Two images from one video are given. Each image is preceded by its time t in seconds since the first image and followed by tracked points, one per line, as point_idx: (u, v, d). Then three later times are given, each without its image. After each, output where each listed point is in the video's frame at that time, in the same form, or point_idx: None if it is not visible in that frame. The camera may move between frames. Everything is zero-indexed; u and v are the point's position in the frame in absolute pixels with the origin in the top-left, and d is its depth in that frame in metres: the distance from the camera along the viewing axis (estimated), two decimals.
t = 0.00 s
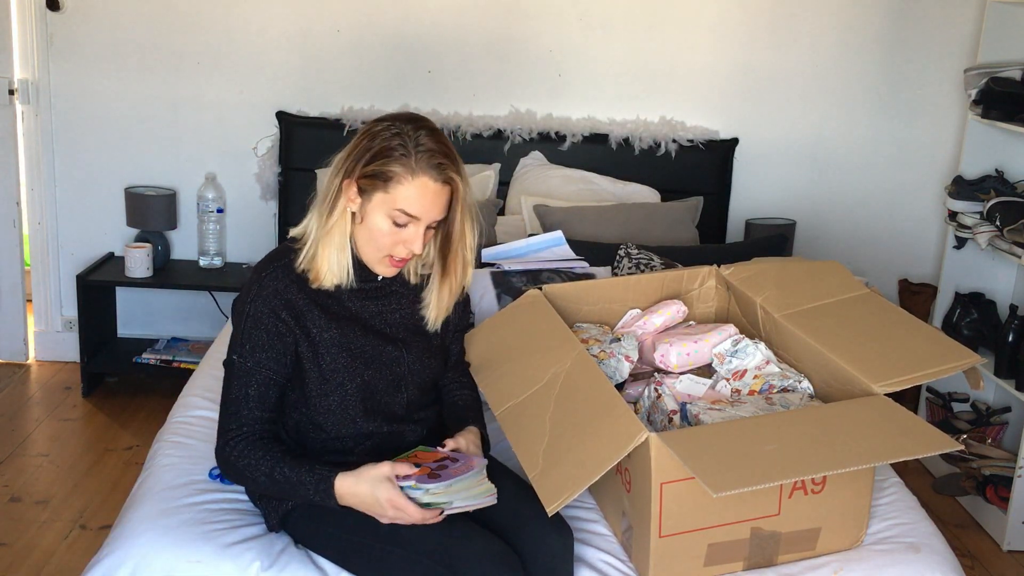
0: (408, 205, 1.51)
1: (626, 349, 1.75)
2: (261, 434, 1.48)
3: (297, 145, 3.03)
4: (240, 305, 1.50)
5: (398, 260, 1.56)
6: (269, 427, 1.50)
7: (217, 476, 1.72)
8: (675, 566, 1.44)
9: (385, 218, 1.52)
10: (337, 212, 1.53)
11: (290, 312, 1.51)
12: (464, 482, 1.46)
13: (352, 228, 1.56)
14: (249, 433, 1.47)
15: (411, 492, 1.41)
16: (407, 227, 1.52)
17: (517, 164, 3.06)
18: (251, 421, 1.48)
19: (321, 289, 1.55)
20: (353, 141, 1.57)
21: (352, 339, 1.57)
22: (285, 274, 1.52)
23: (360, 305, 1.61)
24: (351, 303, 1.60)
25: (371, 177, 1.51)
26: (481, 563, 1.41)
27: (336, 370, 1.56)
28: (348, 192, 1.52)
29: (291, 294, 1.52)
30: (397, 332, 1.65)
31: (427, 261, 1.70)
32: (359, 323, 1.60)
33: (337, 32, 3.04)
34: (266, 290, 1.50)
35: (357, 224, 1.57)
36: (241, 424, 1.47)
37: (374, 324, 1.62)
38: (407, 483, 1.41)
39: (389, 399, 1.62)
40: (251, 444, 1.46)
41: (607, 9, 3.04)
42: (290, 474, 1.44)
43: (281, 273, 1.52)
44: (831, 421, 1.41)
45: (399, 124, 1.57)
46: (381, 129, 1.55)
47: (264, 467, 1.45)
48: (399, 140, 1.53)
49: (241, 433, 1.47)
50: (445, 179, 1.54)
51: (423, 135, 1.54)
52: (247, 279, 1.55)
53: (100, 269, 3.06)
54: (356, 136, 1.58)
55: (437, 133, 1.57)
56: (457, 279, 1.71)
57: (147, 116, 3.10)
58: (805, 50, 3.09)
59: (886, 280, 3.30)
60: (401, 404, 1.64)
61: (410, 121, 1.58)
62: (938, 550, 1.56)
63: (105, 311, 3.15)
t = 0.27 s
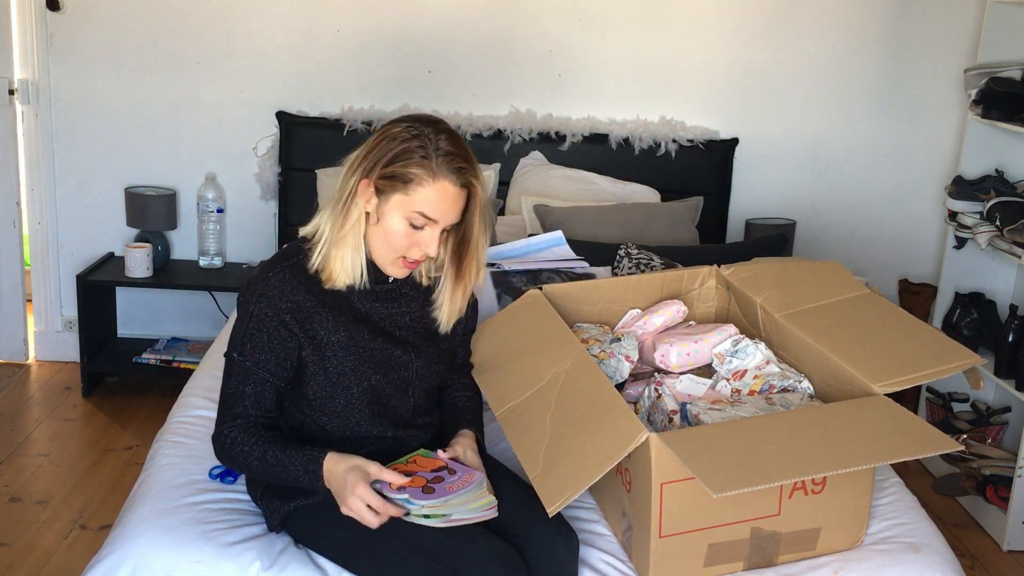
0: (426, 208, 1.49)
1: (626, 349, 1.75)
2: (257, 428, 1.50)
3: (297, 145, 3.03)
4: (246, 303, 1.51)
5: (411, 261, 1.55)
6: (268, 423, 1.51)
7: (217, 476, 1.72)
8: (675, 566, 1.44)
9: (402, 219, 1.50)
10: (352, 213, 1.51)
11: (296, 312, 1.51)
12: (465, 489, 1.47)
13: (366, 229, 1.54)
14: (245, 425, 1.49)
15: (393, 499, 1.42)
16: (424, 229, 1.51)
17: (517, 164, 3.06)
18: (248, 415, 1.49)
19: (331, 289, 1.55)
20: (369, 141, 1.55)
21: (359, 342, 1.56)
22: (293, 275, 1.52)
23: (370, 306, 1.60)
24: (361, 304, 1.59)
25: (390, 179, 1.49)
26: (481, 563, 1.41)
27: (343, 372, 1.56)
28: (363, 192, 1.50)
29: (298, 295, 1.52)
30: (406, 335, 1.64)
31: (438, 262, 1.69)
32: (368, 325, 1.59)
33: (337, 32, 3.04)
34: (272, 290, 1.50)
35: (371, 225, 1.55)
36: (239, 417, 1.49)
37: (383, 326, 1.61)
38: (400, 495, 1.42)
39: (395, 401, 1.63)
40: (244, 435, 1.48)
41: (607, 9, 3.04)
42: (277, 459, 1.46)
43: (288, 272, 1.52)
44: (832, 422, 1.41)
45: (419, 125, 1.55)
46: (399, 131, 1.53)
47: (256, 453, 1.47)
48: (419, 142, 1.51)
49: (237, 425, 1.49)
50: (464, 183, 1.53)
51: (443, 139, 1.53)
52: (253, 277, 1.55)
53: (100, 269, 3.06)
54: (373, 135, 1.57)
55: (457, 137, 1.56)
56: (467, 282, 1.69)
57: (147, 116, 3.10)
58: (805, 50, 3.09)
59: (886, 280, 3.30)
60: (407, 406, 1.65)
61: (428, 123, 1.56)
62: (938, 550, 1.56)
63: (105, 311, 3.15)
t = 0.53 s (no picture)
0: (434, 218, 1.49)
1: (626, 349, 1.75)
2: (256, 428, 1.51)
3: (297, 145, 3.03)
4: (249, 304, 1.51)
5: (416, 267, 1.54)
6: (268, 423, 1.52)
7: (217, 476, 1.72)
8: (675, 567, 1.44)
9: (409, 227, 1.50)
10: (359, 217, 1.50)
11: (299, 316, 1.51)
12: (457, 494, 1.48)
13: (372, 234, 1.53)
14: (244, 425, 1.50)
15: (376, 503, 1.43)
16: (430, 238, 1.51)
17: (517, 164, 3.06)
18: (248, 416, 1.51)
19: (336, 291, 1.54)
20: (381, 146, 1.54)
21: (362, 346, 1.56)
22: (297, 278, 1.52)
23: (375, 310, 1.59)
24: (365, 308, 1.58)
25: (400, 187, 1.48)
26: (481, 563, 1.41)
27: (345, 376, 1.56)
28: (373, 198, 1.50)
29: (303, 299, 1.52)
30: (410, 339, 1.64)
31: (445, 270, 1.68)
32: (372, 329, 1.59)
33: (337, 32, 3.04)
34: (276, 293, 1.50)
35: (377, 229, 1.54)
36: (240, 417, 1.51)
37: (387, 330, 1.61)
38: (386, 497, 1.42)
39: (398, 405, 1.63)
40: (243, 435, 1.50)
41: (607, 8, 3.04)
42: (274, 459, 1.48)
43: (293, 275, 1.52)
44: (833, 421, 1.41)
45: (432, 134, 1.55)
46: (413, 139, 1.53)
47: (256, 454, 1.48)
48: (431, 151, 1.51)
49: (237, 425, 1.50)
50: (474, 195, 1.54)
51: (456, 149, 1.53)
52: (258, 276, 1.55)
53: (100, 269, 3.06)
54: (385, 140, 1.56)
55: (470, 148, 1.56)
56: (480, 296, 1.71)
57: (147, 116, 3.10)
58: (805, 49, 3.09)
59: (886, 280, 3.30)
60: (409, 409, 1.65)
61: (442, 132, 1.56)
62: (938, 550, 1.56)
63: (105, 311, 3.15)
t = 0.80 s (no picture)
0: (440, 221, 1.48)
1: (626, 349, 1.75)
2: (258, 428, 1.51)
3: (297, 145, 3.03)
4: (252, 305, 1.51)
5: (421, 270, 1.54)
6: (270, 424, 1.52)
7: (218, 476, 1.72)
8: (675, 567, 1.44)
9: (415, 230, 1.49)
10: (365, 219, 1.50)
11: (301, 317, 1.51)
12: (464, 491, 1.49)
13: (378, 237, 1.53)
14: (245, 425, 1.50)
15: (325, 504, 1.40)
16: (436, 242, 1.50)
17: (517, 164, 3.06)
18: (249, 416, 1.51)
19: (340, 293, 1.54)
20: (388, 148, 1.54)
21: (365, 348, 1.57)
22: (300, 279, 1.52)
23: (378, 312, 1.59)
24: (368, 310, 1.58)
25: (407, 190, 1.48)
26: (482, 563, 1.41)
27: (347, 377, 1.56)
28: (380, 200, 1.49)
29: (306, 301, 1.52)
30: (412, 341, 1.64)
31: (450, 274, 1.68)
32: (375, 330, 1.59)
33: (337, 32, 3.04)
34: (278, 294, 1.50)
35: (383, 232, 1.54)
36: (240, 418, 1.51)
37: (390, 332, 1.61)
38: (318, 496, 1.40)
39: (400, 406, 1.63)
40: (245, 436, 1.50)
41: (608, 8, 3.04)
42: (265, 458, 1.47)
43: (297, 276, 1.52)
44: (833, 421, 1.41)
45: (440, 137, 1.55)
46: (420, 142, 1.52)
47: (246, 454, 1.48)
48: (440, 155, 1.51)
49: (237, 426, 1.50)
50: (481, 199, 1.53)
51: (464, 154, 1.52)
52: (260, 277, 1.55)
53: (100, 269, 3.06)
54: (393, 143, 1.56)
55: (479, 153, 1.56)
56: (483, 299, 1.71)
57: (147, 116, 3.10)
58: (805, 49, 3.09)
59: (886, 280, 3.30)
60: (411, 410, 1.65)
61: (449, 136, 1.56)
62: (938, 550, 1.56)
63: (105, 311, 3.15)
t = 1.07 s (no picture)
0: (442, 222, 1.48)
1: (626, 349, 1.75)
2: (257, 428, 1.51)
3: (297, 145, 3.03)
4: (252, 305, 1.51)
5: (423, 272, 1.53)
6: (269, 424, 1.52)
7: (218, 476, 1.72)
8: (675, 567, 1.44)
9: (417, 231, 1.49)
10: (367, 219, 1.50)
11: (302, 318, 1.51)
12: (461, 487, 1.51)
13: (380, 238, 1.53)
14: (245, 425, 1.50)
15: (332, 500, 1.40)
16: (438, 243, 1.50)
17: (516, 164, 3.06)
18: (248, 417, 1.51)
19: (342, 293, 1.54)
20: (390, 150, 1.54)
21: (365, 348, 1.57)
22: (301, 280, 1.52)
23: (378, 313, 1.60)
24: (368, 311, 1.58)
25: (409, 190, 1.48)
26: (481, 563, 1.41)
27: (347, 377, 1.56)
28: (382, 201, 1.49)
29: (306, 301, 1.52)
30: (412, 342, 1.64)
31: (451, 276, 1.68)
32: (375, 331, 1.59)
33: (337, 32, 3.04)
34: (279, 295, 1.50)
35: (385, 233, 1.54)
36: (239, 418, 1.51)
37: (390, 333, 1.62)
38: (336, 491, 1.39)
39: (399, 406, 1.64)
40: (244, 436, 1.50)
41: (608, 8, 3.04)
42: (266, 454, 1.47)
43: (297, 277, 1.52)
44: (833, 421, 1.41)
45: (443, 139, 1.55)
46: (422, 144, 1.52)
47: (246, 452, 1.48)
48: (442, 156, 1.51)
49: (237, 425, 1.50)
50: (484, 201, 1.53)
51: (467, 155, 1.52)
52: (261, 277, 1.55)
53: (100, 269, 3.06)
54: (396, 144, 1.56)
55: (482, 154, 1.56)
56: (485, 302, 1.69)
57: (147, 116, 3.10)
58: (805, 49, 3.09)
59: (886, 280, 3.30)
60: (410, 411, 1.66)
61: (452, 138, 1.56)
62: (938, 550, 1.56)
63: (105, 311, 3.15)
